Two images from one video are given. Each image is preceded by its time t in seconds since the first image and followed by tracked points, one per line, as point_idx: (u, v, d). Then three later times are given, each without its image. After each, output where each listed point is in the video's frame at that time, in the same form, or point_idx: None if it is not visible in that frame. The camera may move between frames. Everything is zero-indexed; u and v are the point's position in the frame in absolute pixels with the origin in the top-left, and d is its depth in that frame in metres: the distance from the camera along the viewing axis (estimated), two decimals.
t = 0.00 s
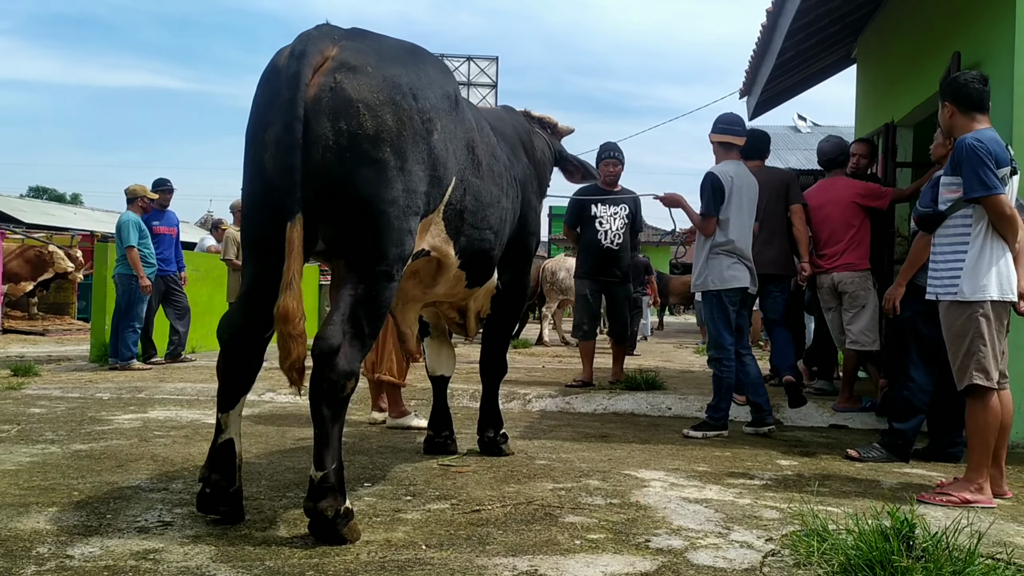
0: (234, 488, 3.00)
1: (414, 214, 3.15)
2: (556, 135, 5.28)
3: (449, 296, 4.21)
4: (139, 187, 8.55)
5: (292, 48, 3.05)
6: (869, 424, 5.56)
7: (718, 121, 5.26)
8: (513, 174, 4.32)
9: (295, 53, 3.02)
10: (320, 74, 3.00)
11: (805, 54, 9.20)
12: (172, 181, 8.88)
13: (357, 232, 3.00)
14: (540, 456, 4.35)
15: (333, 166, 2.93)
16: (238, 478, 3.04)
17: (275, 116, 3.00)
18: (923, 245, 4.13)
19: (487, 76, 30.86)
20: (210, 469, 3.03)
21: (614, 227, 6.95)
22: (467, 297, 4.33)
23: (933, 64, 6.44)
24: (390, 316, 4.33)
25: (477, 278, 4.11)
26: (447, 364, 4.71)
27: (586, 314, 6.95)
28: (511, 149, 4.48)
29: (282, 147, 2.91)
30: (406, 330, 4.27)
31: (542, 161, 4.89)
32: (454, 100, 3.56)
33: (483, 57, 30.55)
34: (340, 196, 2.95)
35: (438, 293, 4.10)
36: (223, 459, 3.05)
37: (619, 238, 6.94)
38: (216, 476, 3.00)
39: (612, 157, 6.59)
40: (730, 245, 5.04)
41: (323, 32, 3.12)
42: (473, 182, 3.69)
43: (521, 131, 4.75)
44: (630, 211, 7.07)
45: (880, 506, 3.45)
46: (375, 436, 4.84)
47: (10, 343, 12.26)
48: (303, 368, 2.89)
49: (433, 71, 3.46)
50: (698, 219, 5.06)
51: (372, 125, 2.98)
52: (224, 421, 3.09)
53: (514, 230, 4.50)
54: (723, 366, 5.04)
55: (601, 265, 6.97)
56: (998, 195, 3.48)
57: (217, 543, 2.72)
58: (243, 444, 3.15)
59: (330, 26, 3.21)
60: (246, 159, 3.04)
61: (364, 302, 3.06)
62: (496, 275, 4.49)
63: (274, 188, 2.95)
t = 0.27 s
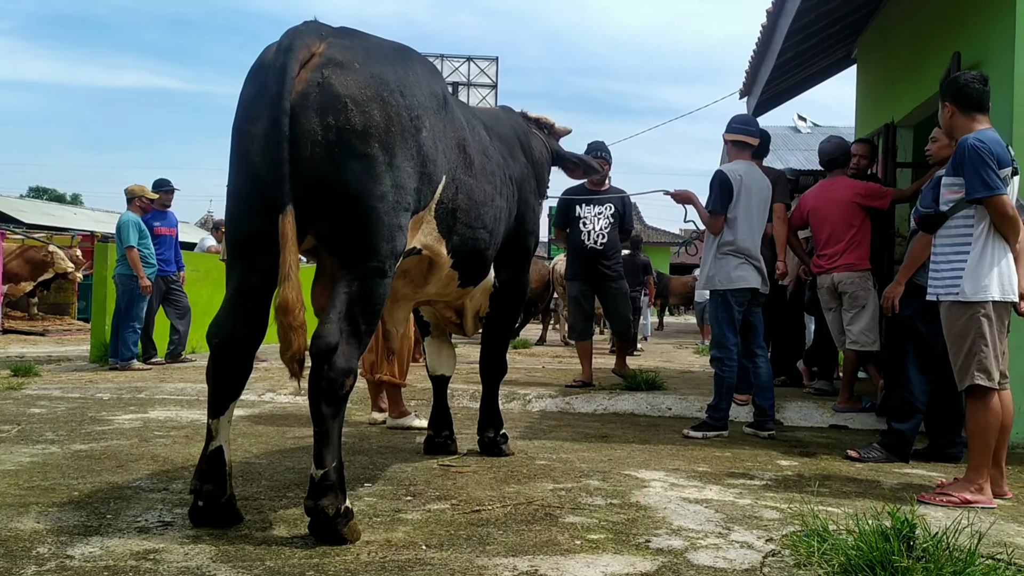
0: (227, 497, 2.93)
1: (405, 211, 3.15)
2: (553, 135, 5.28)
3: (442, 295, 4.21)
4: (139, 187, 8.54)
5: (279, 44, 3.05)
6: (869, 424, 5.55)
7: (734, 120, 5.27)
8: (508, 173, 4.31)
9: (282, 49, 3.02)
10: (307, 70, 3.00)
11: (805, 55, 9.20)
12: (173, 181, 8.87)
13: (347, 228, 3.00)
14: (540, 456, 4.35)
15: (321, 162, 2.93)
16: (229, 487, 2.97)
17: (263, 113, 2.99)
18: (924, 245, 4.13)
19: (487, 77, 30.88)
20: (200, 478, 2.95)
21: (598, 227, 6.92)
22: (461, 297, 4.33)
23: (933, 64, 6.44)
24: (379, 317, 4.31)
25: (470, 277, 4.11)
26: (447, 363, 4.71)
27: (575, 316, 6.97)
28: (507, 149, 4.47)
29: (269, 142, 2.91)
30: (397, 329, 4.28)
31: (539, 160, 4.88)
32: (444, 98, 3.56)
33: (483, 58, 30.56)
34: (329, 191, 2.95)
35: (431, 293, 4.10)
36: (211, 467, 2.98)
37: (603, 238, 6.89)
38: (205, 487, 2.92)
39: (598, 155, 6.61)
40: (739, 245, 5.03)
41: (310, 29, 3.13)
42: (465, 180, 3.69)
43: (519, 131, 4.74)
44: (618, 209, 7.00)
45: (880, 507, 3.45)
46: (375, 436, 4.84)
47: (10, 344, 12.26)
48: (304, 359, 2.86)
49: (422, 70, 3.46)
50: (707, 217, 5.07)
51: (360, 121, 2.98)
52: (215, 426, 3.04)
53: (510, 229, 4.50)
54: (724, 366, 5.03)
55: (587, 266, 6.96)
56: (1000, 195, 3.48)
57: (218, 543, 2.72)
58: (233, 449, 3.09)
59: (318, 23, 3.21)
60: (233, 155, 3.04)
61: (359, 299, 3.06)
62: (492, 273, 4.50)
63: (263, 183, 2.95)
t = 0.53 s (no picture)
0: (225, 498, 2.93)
1: (396, 210, 3.14)
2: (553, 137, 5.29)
3: (434, 295, 4.21)
4: (139, 187, 8.55)
5: (267, 43, 3.04)
6: (869, 425, 5.55)
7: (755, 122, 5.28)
8: (501, 173, 4.31)
9: (270, 48, 3.02)
10: (295, 69, 2.99)
11: (804, 55, 9.20)
12: (174, 182, 8.88)
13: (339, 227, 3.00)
14: (540, 457, 4.36)
15: (310, 161, 2.92)
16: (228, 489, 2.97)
17: (251, 111, 2.99)
18: (925, 245, 4.12)
19: (487, 77, 30.90)
20: (199, 480, 2.95)
21: (589, 226, 6.90)
22: (455, 297, 4.34)
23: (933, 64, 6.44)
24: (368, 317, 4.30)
25: (461, 277, 4.11)
26: (447, 363, 4.71)
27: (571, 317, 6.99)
28: (501, 148, 4.46)
29: (257, 140, 2.90)
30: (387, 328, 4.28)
31: (535, 159, 4.87)
32: (433, 98, 3.56)
33: (483, 58, 30.57)
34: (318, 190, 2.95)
35: (421, 293, 4.11)
36: (209, 469, 2.97)
37: (594, 237, 6.86)
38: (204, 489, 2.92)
39: (592, 155, 6.60)
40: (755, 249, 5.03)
41: (299, 28, 3.12)
42: (455, 180, 3.68)
43: (515, 131, 4.74)
44: (611, 208, 6.94)
45: (880, 507, 3.45)
46: (375, 436, 4.84)
47: (11, 344, 12.27)
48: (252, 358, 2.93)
49: (412, 70, 3.46)
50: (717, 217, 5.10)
51: (349, 120, 2.98)
52: (212, 428, 3.03)
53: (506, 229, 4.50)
54: (721, 365, 5.03)
55: (580, 267, 6.96)
56: (1000, 195, 3.48)
57: (218, 543, 2.72)
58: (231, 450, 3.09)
59: (308, 23, 3.20)
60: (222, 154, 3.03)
61: (355, 298, 3.06)
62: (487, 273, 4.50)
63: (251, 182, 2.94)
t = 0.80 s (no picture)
0: (225, 499, 2.93)
1: (391, 209, 3.14)
2: (553, 139, 5.29)
3: (429, 296, 4.21)
4: (139, 188, 8.55)
5: (262, 41, 3.05)
6: (869, 425, 5.55)
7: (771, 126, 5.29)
8: (498, 174, 4.30)
9: (264, 46, 3.02)
10: (289, 67, 2.99)
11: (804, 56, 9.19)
12: (174, 183, 8.88)
13: (333, 225, 2.99)
14: (540, 457, 4.35)
15: (304, 158, 2.92)
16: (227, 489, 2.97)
17: (245, 109, 2.99)
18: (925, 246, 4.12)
19: (487, 78, 30.91)
20: (198, 481, 2.94)
21: (584, 226, 6.91)
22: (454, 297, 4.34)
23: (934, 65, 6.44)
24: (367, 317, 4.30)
25: (458, 278, 4.11)
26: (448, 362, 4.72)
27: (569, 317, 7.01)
28: (498, 149, 4.46)
29: (249, 137, 2.90)
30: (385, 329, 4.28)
31: (534, 160, 4.87)
32: (427, 99, 3.56)
33: (483, 59, 30.58)
34: (312, 188, 2.95)
35: (418, 293, 4.11)
36: (208, 470, 2.97)
37: (588, 237, 6.85)
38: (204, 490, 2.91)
39: (592, 154, 6.60)
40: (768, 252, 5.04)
41: (294, 27, 3.12)
42: (450, 182, 3.68)
43: (513, 132, 4.74)
44: (607, 208, 6.91)
45: (880, 507, 3.45)
46: (375, 436, 4.83)
47: (11, 344, 12.27)
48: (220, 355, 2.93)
49: (407, 71, 3.46)
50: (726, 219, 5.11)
51: (342, 118, 2.98)
52: (210, 429, 3.03)
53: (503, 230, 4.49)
54: (722, 366, 5.03)
55: (576, 267, 6.96)
56: (1000, 196, 3.48)
57: (218, 543, 2.72)
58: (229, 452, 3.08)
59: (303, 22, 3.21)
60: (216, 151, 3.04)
61: (353, 297, 3.05)
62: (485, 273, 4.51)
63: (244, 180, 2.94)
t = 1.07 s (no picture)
0: (224, 499, 2.92)
1: (386, 209, 3.14)
2: (552, 139, 5.30)
3: (424, 296, 4.22)
4: (139, 188, 8.55)
5: (254, 42, 3.04)
6: (870, 425, 5.54)
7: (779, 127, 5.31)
8: (493, 174, 4.30)
9: (257, 47, 3.01)
10: (281, 68, 2.98)
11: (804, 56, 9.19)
12: (173, 183, 8.89)
13: (328, 226, 2.99)
14: (540, 457, 4.35)
15: (297, 160, 2.92)
16: (226, 490, 2.97)
17: (238, 111, 2.98)
18: (924, 247, 4.12)
19: (487, 78, 30.92)
20: (198, 482, 2.94)
21: (585, 223, 6.93)
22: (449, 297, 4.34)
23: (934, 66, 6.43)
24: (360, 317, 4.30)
25: (452, 280, 4.11)
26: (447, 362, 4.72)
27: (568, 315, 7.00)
28: (493, 149, 4.46)
29: (243, 138, 2.90)
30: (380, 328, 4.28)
31: (530, 159, 4.86)
32: (420, 99, 3.55)
33: (483, 59, 30.59)
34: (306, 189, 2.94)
35: (412, 293, 4.12)
36: (207, 470, 2.96)
37: (588, 234, 6.85)
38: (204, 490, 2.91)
39: (598, 150, 6.60)
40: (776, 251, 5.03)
41: (286, 28, 3.12)
42: (444, 181, 3.68)
43: (510, 132, 4.73)
44: (608, 205, 6.91)
45: (881, 508, 3.45)
46: (375, 437, 4.83)
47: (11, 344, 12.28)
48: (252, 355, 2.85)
49: (400, 72, 3.46)
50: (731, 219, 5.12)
51: (335, 119, 2.97)
52: (209, 429, 3.02)
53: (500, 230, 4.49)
54: (724, 366, 5.01)
55: (576, 263, 6.96)
56: (1002, 196, 3.48)
57: (217, 544, 2.71)
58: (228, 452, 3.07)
59: (295, 23, 3.20)
60: (210, 152, 3.03)
61: (350, 296, 3.05)
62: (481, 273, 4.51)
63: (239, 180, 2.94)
